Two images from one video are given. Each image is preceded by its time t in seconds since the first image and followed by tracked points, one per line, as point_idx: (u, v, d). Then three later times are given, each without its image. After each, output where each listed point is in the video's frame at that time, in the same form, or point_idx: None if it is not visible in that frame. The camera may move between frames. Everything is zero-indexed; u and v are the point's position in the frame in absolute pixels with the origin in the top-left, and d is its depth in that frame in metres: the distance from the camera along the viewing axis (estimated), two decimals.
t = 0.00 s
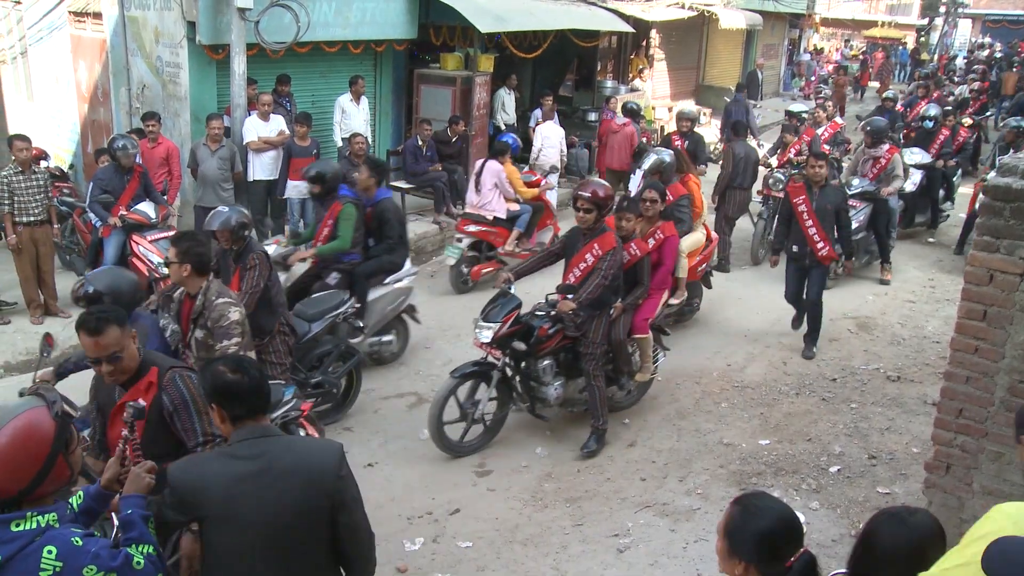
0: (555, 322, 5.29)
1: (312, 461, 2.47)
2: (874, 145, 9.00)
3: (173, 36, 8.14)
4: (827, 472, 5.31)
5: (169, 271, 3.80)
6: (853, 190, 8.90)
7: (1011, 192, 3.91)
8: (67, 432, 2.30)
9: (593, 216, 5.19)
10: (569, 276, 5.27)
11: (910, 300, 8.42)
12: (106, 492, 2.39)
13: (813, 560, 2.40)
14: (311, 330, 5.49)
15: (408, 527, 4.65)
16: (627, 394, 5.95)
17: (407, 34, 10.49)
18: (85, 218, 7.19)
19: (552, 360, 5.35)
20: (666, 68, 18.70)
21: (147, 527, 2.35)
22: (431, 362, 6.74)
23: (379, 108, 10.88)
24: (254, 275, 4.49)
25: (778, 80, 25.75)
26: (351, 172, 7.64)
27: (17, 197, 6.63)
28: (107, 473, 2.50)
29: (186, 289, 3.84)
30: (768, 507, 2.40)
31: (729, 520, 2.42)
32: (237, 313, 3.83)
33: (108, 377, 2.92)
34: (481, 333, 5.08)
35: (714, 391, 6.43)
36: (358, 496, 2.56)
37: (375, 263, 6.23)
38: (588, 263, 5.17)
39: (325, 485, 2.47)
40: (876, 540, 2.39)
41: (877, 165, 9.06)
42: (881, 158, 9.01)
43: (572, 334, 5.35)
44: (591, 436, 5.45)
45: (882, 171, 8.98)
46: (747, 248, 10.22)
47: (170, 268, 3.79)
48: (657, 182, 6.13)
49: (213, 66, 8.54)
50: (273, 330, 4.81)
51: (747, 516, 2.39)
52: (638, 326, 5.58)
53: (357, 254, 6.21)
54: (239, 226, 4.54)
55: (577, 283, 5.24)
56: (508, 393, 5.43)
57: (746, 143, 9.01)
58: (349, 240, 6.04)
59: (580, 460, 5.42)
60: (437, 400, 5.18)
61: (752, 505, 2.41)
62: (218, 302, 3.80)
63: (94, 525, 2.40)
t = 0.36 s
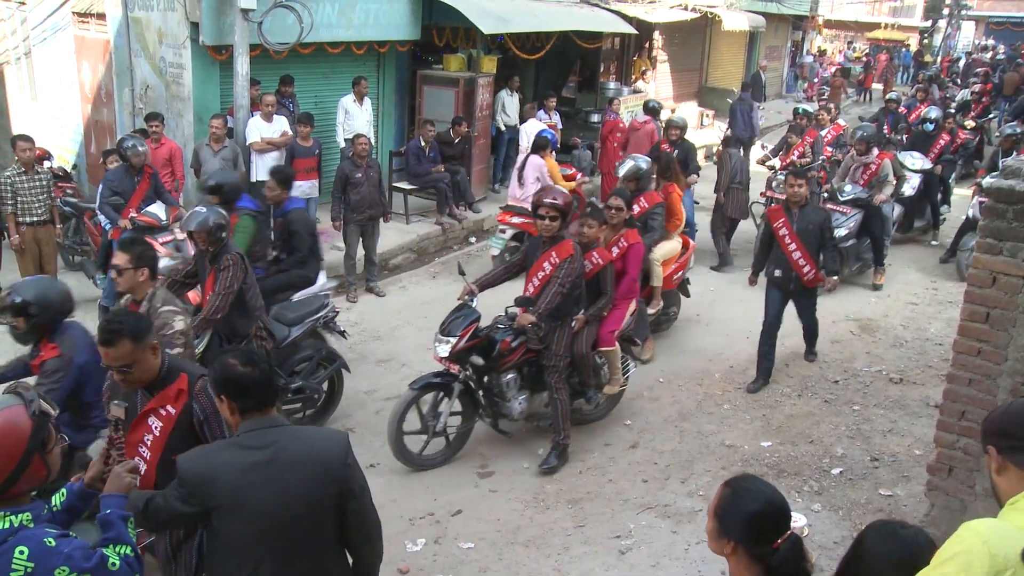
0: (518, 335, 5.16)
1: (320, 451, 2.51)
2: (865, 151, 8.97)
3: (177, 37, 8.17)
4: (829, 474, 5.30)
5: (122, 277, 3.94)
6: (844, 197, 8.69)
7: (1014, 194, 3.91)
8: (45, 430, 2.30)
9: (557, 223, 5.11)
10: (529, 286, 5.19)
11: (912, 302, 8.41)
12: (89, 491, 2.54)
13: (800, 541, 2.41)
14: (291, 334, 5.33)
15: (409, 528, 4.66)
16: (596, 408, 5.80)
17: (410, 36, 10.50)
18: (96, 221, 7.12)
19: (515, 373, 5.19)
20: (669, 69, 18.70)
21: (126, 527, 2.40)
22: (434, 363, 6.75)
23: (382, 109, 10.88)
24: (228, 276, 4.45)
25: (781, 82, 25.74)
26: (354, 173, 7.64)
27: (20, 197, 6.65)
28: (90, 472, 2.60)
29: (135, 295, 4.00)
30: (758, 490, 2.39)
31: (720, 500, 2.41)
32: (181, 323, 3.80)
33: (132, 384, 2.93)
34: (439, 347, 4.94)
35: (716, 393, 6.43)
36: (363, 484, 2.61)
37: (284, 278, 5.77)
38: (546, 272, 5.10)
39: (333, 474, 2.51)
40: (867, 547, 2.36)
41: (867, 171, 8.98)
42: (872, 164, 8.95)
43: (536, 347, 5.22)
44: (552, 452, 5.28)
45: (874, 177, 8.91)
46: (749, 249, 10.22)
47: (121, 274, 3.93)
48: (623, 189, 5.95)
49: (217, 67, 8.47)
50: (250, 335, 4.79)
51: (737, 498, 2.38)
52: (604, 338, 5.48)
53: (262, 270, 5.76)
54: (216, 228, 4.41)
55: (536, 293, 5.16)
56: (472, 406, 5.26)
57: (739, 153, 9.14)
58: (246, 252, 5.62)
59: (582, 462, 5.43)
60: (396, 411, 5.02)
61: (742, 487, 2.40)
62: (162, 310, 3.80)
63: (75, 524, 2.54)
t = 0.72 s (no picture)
0: (485, 341, 4.99)
1: (343, 447, 2.55)
2: (860, 156, 8.44)
3: (178, 36, 8.17)
4: (830, 474, 5.30)
5: (21, 286, 3.89)
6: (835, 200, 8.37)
7: (1015, 194, 3.90)
8: (27, 430, 2.40)
9: (529, 229, 4.93)
10: (499, 293, 5.00)
11: (912, 301, 8.40)
12: (82, 486, 2.59)
13: (803, 528, 2.38)
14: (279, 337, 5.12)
15: (410, 527, 4.66)
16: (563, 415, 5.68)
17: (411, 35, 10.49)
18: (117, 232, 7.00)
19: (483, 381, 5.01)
20: (670, 68, 18.67)
21: (116, 523, 2.43)
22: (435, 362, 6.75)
23: (384, 108, 10.88)
24: (213, 280, 4.43)
25: (782, 81, 25.69)
26: (355, 172, 7.63)
27: (21, 196, 6.66)
28: (83, 468, 2.59)
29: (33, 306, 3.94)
30: (766, 474, 2.40)
31: (730, 482, 2.44)
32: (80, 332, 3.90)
33: (141, 382, 2.98)
34: (403, 354, 4.74)
35: (718, 392, 6.43)
36: (379, 479, 2.67)
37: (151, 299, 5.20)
38: (517, 279, 4.91)
39: (355, 471, 2.56)
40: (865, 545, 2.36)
41: (861, 175, 8.51)
42: (866, 169, 8.46)
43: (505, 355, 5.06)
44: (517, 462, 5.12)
45: (866, 183, 8.43)
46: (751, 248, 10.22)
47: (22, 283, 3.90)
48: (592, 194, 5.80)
49: (217, 66, 8.47)
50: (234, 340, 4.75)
51: (744, 480, 2.41)
52: (575, 345, 5.32)
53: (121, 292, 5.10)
54: (202, 230, 4.41)
55: (506, 300, 4.97)
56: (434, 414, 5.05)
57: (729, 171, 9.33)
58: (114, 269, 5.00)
59: (583, 461, 5.43)
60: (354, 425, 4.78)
61: (750, 470, 2.42)
62: (61, 320, 3.87)
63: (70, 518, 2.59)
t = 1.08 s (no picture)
0: (460, 345, 4.99)
1: (377, 431, 2.69)
2: (844, 158, 8.18)
3: (183, 36, 8.22)
4: (831, 472, 5.35)
5: None
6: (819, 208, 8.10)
7: (1015, 195, 3.96)
8: (31, 428, 2.41)
9: (497, 230, 4.78)
10: (472, 296, 4.95)
11: (912, 301, 8.44)
12: (96, 470, 2.65)
13: (787, 525, 2.38)
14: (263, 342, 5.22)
15: (412, 523, 4.72)
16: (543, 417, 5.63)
17: (415, 35, 10.54)
18: (131, 239, 6.96)
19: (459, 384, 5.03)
20: (672, 69, 18.69)
21: (129, 507, 2.52)
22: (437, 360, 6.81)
23: (388, 108, 10.93)
24: (204, 285, 4.21)
25: (783, 82, 25.69)
26: (358, 171, 7.68)
27: (29, 195, 6.71)
28: (96, 452, 2.68)
29: None
30: (756, 470, 2.43)
31: (722, 475, 2.46)
32: None
33: (132, 368, 3.02)
34: (377, 358, 4.73)
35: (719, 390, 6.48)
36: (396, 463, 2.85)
37: None
38: (491, 281, 4.83)
39: (388, 453, 2.71)
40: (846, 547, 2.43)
41: (845, 178, 8.25)
42: (850, 172, 8.21)
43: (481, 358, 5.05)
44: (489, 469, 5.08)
45: (850, 188, 8.20)
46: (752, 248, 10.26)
47: None
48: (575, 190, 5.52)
49: (223, 65, 8.51)
50: (224, 347, 4.55)
51: (735, 474, 2.43)
52: (553, 347, 5.30)
53: None
54: (200, 233, 4.29)
55: (480, 304, 4.91)
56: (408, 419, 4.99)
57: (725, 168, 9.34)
58: None
59: (586, 458, 5.48)
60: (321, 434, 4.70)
61: (742, 465, 2.45)
62: None
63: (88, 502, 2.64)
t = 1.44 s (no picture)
0: (445, 348, 5.07)
1: (390, 424, 2.89)
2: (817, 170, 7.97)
3: (197, 43, 8.45)
4: (825, 467, 5.54)
5: None
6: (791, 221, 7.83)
7: (1004, 198, 4.16)
8: (53, 428, 2.37)
9: (476, 235, 4.93)
10: (458, 301, 5.09)
11: (906, 301, 8.63)
12: (121, 454, 2.83)
13: (753, 525, 2.35)
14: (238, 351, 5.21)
15: (418, 517, 4.93)
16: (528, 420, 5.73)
17: (421, 42, 10.75)
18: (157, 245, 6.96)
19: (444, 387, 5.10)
20: (672, 75, 18.88)
21: (156, 489, 2.62)
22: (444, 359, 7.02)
23: (395, 113, 11.15)
24: (176, 295, 4.35)
25: (779, 88, 25.92)
26: (366, 174, 7.89)
27: (49, 198, 6.92)
28: (121, 436, 2.86)
29: None
30: (724, 471, 2.40)
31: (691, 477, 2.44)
32: None
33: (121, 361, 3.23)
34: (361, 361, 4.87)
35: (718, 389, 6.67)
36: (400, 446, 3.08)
37: None
38: (476, 287, 5.00)
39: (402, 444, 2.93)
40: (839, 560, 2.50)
41: (818, 190, 7.99)
42: (823, 184, 7.99)
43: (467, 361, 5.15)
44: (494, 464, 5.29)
45: (824, 200, 7.93)
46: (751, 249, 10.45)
47: None
48: (560, 196, 5.89)
49: (235, 72, 8.74)
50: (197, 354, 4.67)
51: (703, 475, 2.41)
52: (538, 350, 5.38)
53: None
54: (168, 243, 4.44)
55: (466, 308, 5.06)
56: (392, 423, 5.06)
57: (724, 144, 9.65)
58: None
59: (586, 454, 5.68)
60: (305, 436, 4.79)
61: (709, 465, 2.42)
62: None
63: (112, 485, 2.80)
